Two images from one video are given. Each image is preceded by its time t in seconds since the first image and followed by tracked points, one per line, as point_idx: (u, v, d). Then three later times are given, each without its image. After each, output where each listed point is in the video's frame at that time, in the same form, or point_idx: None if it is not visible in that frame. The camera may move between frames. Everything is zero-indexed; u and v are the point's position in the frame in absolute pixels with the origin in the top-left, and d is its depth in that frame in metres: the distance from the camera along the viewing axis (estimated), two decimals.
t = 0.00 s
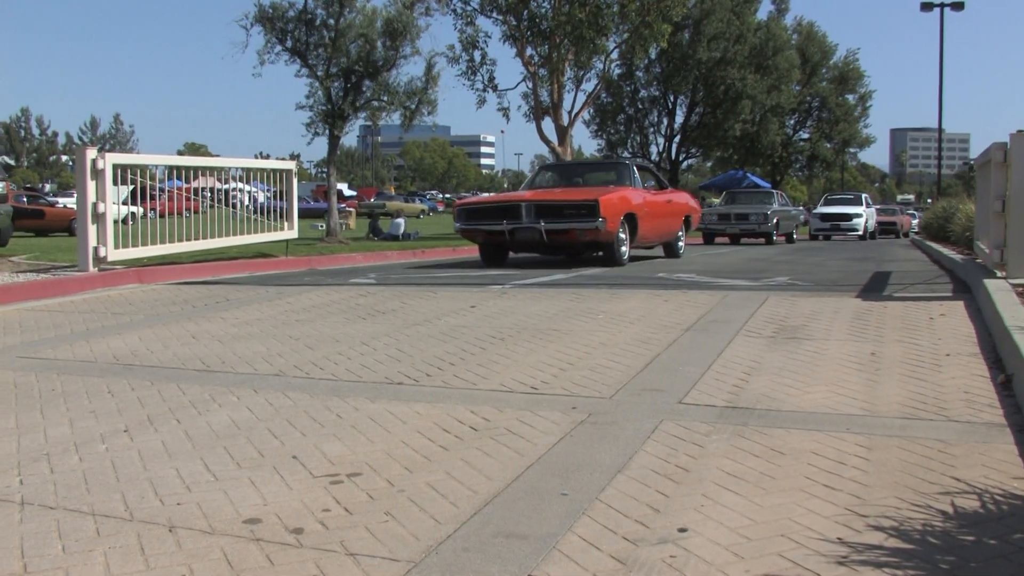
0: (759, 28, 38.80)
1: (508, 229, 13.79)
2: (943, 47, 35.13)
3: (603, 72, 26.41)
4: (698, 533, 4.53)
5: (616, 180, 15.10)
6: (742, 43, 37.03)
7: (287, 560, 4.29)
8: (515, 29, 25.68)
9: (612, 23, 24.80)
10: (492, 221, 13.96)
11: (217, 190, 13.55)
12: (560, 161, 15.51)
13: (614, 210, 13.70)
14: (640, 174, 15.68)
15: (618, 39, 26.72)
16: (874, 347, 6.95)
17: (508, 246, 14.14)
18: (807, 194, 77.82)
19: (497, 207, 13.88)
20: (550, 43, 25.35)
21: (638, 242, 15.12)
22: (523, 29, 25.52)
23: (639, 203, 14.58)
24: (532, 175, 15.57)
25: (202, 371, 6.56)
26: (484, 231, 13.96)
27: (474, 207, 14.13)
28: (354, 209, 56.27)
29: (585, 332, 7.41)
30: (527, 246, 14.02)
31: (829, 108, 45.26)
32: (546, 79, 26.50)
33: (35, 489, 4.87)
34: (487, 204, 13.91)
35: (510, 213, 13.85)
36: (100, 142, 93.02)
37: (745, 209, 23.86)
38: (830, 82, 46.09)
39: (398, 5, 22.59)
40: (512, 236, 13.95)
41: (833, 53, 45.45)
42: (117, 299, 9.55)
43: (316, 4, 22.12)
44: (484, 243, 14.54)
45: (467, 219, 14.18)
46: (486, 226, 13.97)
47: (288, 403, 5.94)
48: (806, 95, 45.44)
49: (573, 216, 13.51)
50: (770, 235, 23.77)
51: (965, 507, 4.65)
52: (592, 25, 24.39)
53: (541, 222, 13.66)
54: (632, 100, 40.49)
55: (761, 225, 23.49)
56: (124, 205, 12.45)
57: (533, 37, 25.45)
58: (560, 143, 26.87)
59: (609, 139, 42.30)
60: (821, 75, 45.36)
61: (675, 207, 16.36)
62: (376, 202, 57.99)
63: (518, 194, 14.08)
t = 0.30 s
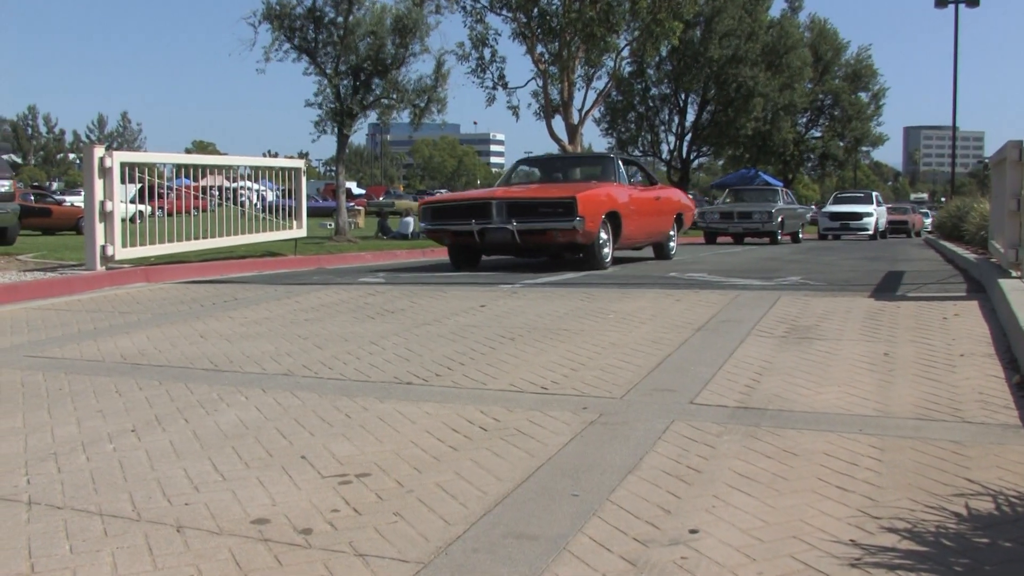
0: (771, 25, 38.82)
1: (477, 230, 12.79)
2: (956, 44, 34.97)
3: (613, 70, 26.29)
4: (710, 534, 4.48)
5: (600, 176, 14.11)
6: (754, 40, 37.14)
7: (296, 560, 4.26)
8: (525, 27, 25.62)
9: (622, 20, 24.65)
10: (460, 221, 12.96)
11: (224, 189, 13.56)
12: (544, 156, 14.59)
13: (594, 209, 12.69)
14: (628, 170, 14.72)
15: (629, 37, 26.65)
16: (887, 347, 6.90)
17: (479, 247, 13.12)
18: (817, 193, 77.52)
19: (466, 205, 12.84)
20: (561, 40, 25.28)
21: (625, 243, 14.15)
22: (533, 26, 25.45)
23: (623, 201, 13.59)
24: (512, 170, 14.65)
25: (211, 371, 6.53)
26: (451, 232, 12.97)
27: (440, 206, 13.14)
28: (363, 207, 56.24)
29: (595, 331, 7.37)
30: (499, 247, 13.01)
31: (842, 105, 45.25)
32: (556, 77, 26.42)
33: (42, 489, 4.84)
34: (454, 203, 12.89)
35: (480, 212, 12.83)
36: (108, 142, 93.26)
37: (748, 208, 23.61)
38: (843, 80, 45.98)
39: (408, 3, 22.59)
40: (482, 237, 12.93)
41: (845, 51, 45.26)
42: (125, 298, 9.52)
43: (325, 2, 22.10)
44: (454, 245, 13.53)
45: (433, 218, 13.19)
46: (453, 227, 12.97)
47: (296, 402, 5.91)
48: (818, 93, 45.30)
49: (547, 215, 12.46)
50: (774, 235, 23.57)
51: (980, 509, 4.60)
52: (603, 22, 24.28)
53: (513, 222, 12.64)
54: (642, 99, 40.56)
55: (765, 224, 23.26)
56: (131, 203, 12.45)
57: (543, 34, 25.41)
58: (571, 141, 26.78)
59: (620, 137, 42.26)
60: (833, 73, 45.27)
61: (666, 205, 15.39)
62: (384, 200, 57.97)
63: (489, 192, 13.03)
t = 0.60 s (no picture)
0: (791, 24, 38.80)
1: (450, 231, 11.91)
2: (979, 43, 34.79)
3: (633, 68, 26.25)
4: (730, 536, 4.43)
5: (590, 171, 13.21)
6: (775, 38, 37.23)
7: (313, 560, 4.22)
8: (544, 24, 25.58)
9: (641, 18, 24.55)
10: (432, 220, 12.09)
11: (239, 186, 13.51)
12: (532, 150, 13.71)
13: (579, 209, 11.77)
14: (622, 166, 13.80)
15: (649, 34, 26.64)
16: (909, 348, 6.84)
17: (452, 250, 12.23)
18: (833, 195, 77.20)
19: (439, 203, 11.98)
20: (580, 39, 25.27)
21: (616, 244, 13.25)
22: (552, 24, 25.43)
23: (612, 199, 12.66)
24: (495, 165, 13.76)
25: (229, 369, 6.51)
26: (422, 232, 12.10)
27: (411, 204, 12.27)
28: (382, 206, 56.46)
29: (614, 331, 7.33)
30: (475, 250, 12.13)
31: (864, 104, 45.17)
32: (576, 76, 26.36)
33: (60, 487, 4.83)
34: (425, 201, 12.03)
35: (453, 210, 11.95)
36: (124, 140, 93.69)
37: (760, 207, 23.51)
38: (864, 78, 45.88)
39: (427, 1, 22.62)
40: (455, 239, 12.05)
41: (866, 49, 45.13)
42: (142, 299, 9.51)
43: None
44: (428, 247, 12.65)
45: (403, 217, 12.32)
46: (424, 227, 12.09)
47: (315, 402, 5.88)
48: (840, 91, 45.16)
49: (525, 215, 11.53)
50: (787, 235, 23.38)
51: (1004, 512, 4.54)
52: (622, 21, 24.20)
53: (489, 222, 11.73)
54: (663, 97, 40.24)
55: (777, 224, 23.10)
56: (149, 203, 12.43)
57: (563, 32, 25.36)
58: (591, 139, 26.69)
59: (639, 135, 41.47)
60: (855, 71, 45.24)
61: (663, 203, 14.49)
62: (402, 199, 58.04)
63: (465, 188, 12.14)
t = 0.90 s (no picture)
0: (817, 22, 38.68)
1: (421, 230, 11.15)
2: (1010, 41, 34.52)
3: (659, 67, 26.30)
4: (756, 537, 4.41)
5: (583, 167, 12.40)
6: (801, 37, 37.53)
7: (339, 559, 4.22)
8: (569, 24, 25.63)
9: (667, 18, 24.55)
10: (402, 219, 11.31)
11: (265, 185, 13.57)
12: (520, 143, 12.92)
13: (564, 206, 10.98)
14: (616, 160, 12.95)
15: (674, 33, 26.72)
16: (937, 349, 6.80)
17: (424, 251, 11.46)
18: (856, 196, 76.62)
19: (410, 201, 11.23)
20: (605, 39, 25.29)
21: (610, 246, 12.43)
22: (577, 24, 25.45)
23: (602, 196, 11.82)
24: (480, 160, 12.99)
25: (255, 368, 6.52)
26: (391, 232, 11.33)
27: (381, 202, 11.52)
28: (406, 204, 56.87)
29: (640, 331, 7.31)
30: (449, 252, 11.35)
31: (891, 102, 44.97)
32: (601, 75, 26.32)
33: (88, 485, 4.84)
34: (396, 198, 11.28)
35: (426, 209, 11.18)
36: (150, 139, 94.47)
37: (776, 206, 23.42)
38: (891, 77, 45.68)
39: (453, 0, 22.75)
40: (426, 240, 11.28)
41: (894, 47, 44.89)
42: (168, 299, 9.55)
43: None
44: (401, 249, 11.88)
45: (372, 216, 11.57)
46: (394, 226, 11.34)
47: (340, 401, 5.88)
48: (867, 89, 45.00)
49: (502, 213, 10.76)
50: (804, 235, 23.23)
51: None
52: (647, 20, 24.24)
53: (463, 220, 10.94)
54: (688, 96, 40.65)
55: (794, 224, 22.96)
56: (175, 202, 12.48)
57: (588, 31, 25.40)
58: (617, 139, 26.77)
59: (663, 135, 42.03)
60: (882, 70, 45.09)
61: (665, 202, 13.63)
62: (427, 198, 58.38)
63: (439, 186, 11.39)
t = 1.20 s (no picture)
0: (850, 21, 38.58)
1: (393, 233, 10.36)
2: None
3: (691, 66, 26.67)
4: (789, 539, 4.37)
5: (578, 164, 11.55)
6: (834, 36, 37.28)
7: (371, 557, 4.21)
8: (602, 23, 26.12)
9: (701, 17, 25.11)
10: (373, 221, 10.55)
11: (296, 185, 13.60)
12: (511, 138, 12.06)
13: (549, 207, 10.16)
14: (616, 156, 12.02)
15: (706, 33, 27.14)
16: (971, 351, 6.75)
17: (398, 256, 10.67)
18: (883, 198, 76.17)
19: (382, 201, 10.46)
20: (638, 38, 25.78)
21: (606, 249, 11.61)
22: (609, 22, 25.99)
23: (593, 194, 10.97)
24: (469, 156, 12.21)
25: (288, 366, 6.53)
26: (361, 236, 10.56)
27: (349, 202, 10.77)
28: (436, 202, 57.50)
29: (672, 331, 7.29)
30: (425, 257, 10.57)
31: (925, 102, 44.85)
32: (633, 74, 26.90)
33: (122, 482, 4.85)
34: (366, 198, 10.52)
35: (398, 210, 10.41)
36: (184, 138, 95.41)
37: (799, 206, 23.31)
38: (925, 76, 45.63)
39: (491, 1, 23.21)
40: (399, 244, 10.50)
41: (928, 47, 44.80)
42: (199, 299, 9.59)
43: None
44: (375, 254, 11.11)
45: (342, 217, 10.80)
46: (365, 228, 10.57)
47: (374, 400, 5.87)
48: (901, 89, 44.87)
49: (479, 213, 9.97)
50: (827, 236, 23.17)
51: None
52: (680, 19, 24.81)
53: (437, 222, 10.15)
54: (720, 96, 40.65)
55: (817, 223, 22.90)
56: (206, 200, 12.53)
57: (620, 31, 25.98)
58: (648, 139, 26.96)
59: (697, 135, 42.34)
60: (915, 70, 45.01)
61: (670, 200, 12.74)
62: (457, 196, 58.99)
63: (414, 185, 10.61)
